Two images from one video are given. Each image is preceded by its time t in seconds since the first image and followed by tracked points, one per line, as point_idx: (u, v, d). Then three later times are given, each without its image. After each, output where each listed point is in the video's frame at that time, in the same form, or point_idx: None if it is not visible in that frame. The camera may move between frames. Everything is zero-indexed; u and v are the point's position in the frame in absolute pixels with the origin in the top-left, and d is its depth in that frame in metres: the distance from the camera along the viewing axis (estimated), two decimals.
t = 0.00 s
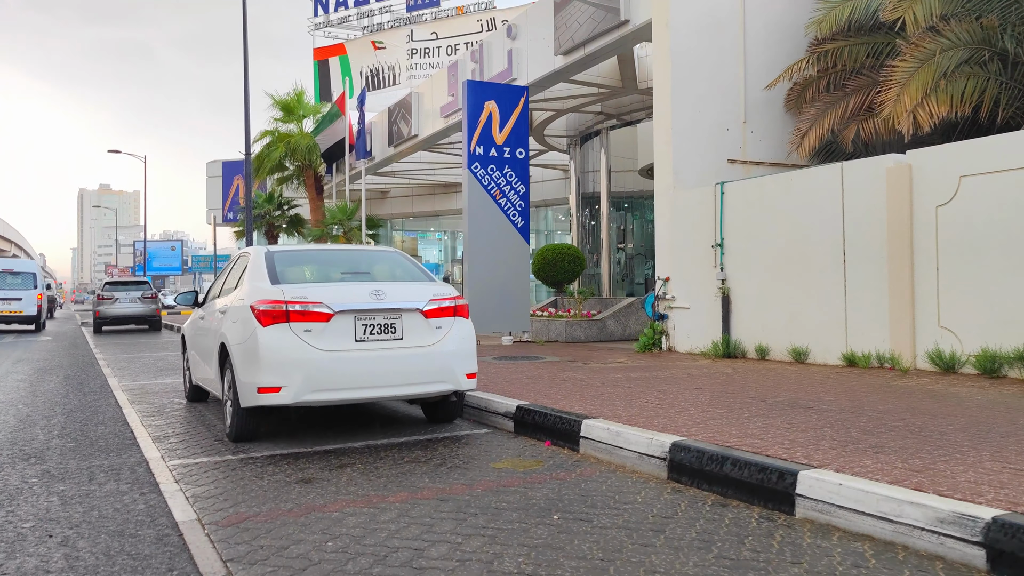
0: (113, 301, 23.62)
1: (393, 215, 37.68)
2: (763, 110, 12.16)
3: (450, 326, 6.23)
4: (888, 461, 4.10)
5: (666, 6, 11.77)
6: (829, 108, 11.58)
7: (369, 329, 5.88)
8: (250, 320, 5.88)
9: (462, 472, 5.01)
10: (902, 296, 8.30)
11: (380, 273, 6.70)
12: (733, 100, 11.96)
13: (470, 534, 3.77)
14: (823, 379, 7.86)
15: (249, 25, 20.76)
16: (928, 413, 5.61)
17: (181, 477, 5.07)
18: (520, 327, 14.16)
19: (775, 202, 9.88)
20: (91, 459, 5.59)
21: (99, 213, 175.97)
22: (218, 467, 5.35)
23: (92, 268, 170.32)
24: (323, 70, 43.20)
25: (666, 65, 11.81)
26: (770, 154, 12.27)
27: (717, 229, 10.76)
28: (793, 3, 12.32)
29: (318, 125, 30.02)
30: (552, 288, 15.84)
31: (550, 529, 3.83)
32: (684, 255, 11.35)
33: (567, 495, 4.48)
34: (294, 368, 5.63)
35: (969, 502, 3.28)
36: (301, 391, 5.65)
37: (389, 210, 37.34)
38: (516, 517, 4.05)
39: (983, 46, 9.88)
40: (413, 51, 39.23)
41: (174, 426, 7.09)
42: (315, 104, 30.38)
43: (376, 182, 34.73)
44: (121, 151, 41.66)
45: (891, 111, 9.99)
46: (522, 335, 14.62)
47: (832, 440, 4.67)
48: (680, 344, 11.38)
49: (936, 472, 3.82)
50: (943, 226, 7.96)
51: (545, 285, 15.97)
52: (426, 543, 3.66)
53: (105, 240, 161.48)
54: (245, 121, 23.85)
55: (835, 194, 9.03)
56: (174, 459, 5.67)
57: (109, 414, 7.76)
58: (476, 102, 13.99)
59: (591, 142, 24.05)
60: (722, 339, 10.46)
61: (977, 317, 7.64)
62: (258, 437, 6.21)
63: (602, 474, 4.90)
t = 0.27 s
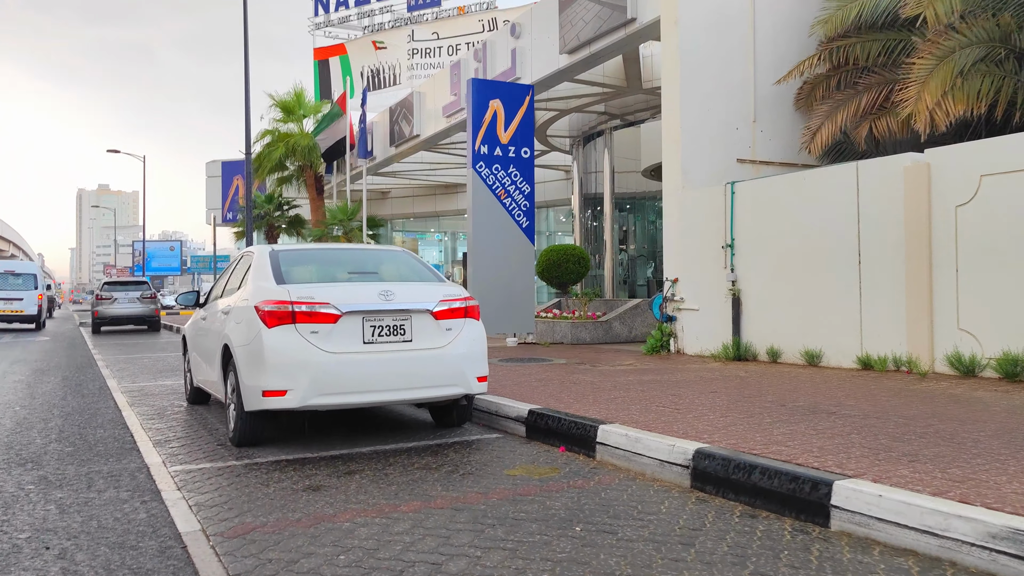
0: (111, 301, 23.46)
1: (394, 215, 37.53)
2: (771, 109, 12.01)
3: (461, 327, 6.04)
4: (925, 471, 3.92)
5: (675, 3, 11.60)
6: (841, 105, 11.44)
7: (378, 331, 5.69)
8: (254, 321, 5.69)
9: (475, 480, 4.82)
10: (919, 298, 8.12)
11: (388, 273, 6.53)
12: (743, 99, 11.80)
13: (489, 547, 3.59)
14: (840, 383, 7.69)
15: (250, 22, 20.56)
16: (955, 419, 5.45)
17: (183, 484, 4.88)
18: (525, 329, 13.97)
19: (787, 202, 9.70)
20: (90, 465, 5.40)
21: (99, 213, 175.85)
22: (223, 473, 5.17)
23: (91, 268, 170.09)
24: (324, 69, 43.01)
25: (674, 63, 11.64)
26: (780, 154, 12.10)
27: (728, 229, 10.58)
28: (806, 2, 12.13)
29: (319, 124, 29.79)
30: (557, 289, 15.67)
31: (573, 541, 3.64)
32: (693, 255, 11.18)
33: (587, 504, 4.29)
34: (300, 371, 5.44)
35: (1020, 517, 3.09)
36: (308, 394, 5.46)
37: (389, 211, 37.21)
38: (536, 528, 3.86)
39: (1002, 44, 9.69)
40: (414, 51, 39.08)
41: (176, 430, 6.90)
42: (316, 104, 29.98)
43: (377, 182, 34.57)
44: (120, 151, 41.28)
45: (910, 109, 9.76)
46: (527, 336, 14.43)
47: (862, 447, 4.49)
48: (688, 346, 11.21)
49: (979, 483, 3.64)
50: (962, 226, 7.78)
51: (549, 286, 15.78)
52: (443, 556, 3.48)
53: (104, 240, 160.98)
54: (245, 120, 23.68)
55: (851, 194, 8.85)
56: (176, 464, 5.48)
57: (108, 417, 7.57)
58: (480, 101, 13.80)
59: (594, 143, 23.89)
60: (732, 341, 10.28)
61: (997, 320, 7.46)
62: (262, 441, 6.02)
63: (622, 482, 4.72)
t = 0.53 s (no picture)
0: (109, 303, 23.17)
1: (393, 217, 37.32)
2: (782, 108, 11.81)
3: (473, 331, 5.82)
4: (972, 485, 3.71)
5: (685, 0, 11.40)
6: (853, 102, 11.30)
7: (388, 334, 5.47)
8: (258, 324, 5.47)
9: (491, 491, 4.60)
10: (940, 301, 7.91)
11: (398, 274, 6.32)
12: (753, 98, 11.60)
13: (513, 565, 3.37)
14: (859, 389, 7.48)
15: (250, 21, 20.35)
16: (987, 426, 5.24)
17: (186, 495, 4.65)
18: (529, 331, 13.75)
19: (801, 202, 9.51)
20: (87, 474, 5.17)
21: (96, 214, 175.47)
22: (226, 482, 4.94)
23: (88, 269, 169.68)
24: (323, 70, 42.78)
25: (684, 62, 11.44)
26: (790, 154, 11.90)
27: (739, 230, 10.37)
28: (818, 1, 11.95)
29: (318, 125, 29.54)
30: (561, 291, 15.45)
31: (603, 560, 3.42)
32: (703, 257, 10.97)
33: (612, 518, 4.07)
34: (306, 376, 5.22)
35: None
36: (314, 401, 5.24)
37: (389, 212, 37.02)
38: (560, 545, 3.64)
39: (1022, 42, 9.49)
40: (414, 52, 38.88)
41: (176, 436, 6.67)
42: (315, 104, 29.78)
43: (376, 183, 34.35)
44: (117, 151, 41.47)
45: (931, 108, 9.53)
46: (531, 339, 14.20)
47: (898, 458, 4.29)
48: (697, 350, 10.99)
49: None
50: (985, 228, 7.58)
51: (553, 288, 15.56)
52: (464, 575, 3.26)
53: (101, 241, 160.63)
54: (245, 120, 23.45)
55: (867, 195, 8.66)
56: (176, 473, 5.25)
57: (106, 423, 7.34)
58: (485, 100, 13.59)
59: (596, 144, 23.72)
60: (744, 345, 10.07)
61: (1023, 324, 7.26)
62: (265, 449, 5.79)
63: (646, 494, 4.50)
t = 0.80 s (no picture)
0: (106, 305, 22.89)
1: (393, 219, 37.10)
2: (792, 108, 11.61)
3: (485, 336, 5.58)
4: None
5: None
6: (865, 101, 11.08)
7: (397, 339, 5.24)
8: (262, 328, 5.25)
9: (508, 505, 4.37)
10: (963, 304, 7.70)
11: (406, 276, 6.09)
12: (763, 98, 11.39)
13: None
14: (880, 394, 7.26)
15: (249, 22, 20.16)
16: None
17: (186, 509, 4.41)
18: (534, 335, 13.52)
19: (816, 203, 9.30)
20: (83, 486, 4.94)
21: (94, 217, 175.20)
22: (228, 495, 4.70)
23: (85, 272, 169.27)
24: (322, 72, 42.56)
25: (693, 60, 11.24)
26: (801, 155, 11.69)
27: (751, 232, 10.16)
28: None
29: (317, 127, 29.30)
30: (566, 294, 15.23)
31: None
32: (713, 259, 10.76)
33: (638, 535, 3.84)
34: (312, 383, 4.99)
35: None
36: (320, 409, 5.01)
37: (389, 214, 36.82)
38: (587, 565, 3.41)
39: None
40: (414, 54, 38.69)
41: (174, 444, 6.43)
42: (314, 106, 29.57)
43: (376, 186, 34.14)
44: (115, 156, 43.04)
45: (952, 106, 9.31)
46: (536, 343, 13.96)
47: (940, 471, 4.06)
48: (707, 354, 10.77)
49: None
50: (1010, 229, 7.36)
51: (558, 291, 15.37)
52: None
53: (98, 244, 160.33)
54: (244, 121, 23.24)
55: (885, 195, 8.45)
56: (177, 485, 5.02)
57: (103, 430, 7.10)
58: (489, 100, 13.38)
59: (598, 145, 23.54)
60: (756, 349, 9.85)
61: None
62: (269, 459, 5.56)
63: (671, 508, 4.27)
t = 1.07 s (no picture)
0: (104, 308, 22.71)
1: (393, 221, 36.94)
2: (801, 108, 11.44)
3: (496, 340, 5.39)
4: None
5: None
6: (875, 101, 10.89)
7: (406, 343, 5.05)
8: (265, 332, 5.06)
9: (524, 518, 4.18)
10: (982, 307, 7.52)
11: (414, 278, 5.91)
12: (772, 97, 11.22)
13: None
14: (897, 400, 7.07)
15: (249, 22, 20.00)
16: None
17: (187, 521, 4.22)
18: (539, 338, 13.33)
19: (828, 205, 9.14)
20: (79, 497, 4.75)
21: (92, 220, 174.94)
22: (231, 506, 4.51)
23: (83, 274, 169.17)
24: (322, 74, 42.42)
25: (701, 59, 11.06)
26: (810, 155, 11.51)
27: (760, 234, 9.99)
28: None
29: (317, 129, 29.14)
30: (570, 297, 15.06)
31: None
32: (722, 261, 10.58)
33: (663, 550, 3.65)
34: (318, 389, 4.80)
35: None
36: (326, 416, 4.82)
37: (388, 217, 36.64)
38: None
39: None
40: (413, 55, 38.55)
41: (174, 452, 6.23)
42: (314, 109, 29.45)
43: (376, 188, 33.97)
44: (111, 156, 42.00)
45: (968, 103, 9.13)
46: (540, 346, 13.77)
47: (978, 482, 3.87)
48: (716, 358, 10.60)
49: None
50: None
51: (562, 293, 15.21)
52: None
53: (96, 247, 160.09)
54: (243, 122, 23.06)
55: (899, 196, 8.28)
56: (177, 496, 4.82)
57: (100, 437, 6.90)
58: (492, 100, 13.19)
59: (599, 147, 23.41)
60: (766, 353, 9.69)
61: None
62: (272, 467, 5.36)
63: (695, 520, 4.08)
